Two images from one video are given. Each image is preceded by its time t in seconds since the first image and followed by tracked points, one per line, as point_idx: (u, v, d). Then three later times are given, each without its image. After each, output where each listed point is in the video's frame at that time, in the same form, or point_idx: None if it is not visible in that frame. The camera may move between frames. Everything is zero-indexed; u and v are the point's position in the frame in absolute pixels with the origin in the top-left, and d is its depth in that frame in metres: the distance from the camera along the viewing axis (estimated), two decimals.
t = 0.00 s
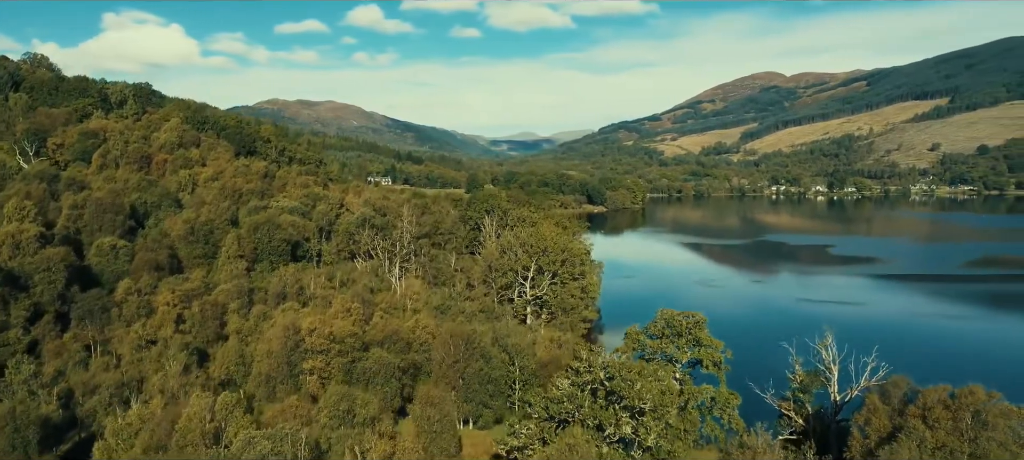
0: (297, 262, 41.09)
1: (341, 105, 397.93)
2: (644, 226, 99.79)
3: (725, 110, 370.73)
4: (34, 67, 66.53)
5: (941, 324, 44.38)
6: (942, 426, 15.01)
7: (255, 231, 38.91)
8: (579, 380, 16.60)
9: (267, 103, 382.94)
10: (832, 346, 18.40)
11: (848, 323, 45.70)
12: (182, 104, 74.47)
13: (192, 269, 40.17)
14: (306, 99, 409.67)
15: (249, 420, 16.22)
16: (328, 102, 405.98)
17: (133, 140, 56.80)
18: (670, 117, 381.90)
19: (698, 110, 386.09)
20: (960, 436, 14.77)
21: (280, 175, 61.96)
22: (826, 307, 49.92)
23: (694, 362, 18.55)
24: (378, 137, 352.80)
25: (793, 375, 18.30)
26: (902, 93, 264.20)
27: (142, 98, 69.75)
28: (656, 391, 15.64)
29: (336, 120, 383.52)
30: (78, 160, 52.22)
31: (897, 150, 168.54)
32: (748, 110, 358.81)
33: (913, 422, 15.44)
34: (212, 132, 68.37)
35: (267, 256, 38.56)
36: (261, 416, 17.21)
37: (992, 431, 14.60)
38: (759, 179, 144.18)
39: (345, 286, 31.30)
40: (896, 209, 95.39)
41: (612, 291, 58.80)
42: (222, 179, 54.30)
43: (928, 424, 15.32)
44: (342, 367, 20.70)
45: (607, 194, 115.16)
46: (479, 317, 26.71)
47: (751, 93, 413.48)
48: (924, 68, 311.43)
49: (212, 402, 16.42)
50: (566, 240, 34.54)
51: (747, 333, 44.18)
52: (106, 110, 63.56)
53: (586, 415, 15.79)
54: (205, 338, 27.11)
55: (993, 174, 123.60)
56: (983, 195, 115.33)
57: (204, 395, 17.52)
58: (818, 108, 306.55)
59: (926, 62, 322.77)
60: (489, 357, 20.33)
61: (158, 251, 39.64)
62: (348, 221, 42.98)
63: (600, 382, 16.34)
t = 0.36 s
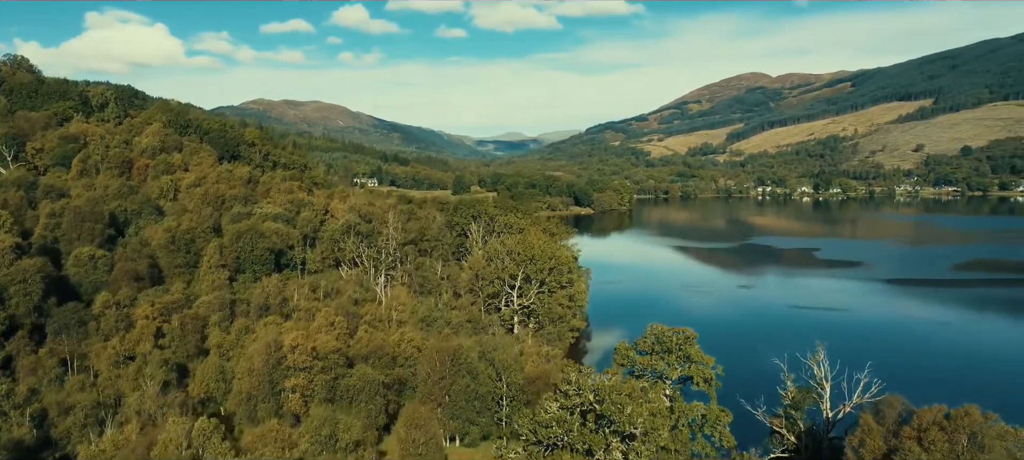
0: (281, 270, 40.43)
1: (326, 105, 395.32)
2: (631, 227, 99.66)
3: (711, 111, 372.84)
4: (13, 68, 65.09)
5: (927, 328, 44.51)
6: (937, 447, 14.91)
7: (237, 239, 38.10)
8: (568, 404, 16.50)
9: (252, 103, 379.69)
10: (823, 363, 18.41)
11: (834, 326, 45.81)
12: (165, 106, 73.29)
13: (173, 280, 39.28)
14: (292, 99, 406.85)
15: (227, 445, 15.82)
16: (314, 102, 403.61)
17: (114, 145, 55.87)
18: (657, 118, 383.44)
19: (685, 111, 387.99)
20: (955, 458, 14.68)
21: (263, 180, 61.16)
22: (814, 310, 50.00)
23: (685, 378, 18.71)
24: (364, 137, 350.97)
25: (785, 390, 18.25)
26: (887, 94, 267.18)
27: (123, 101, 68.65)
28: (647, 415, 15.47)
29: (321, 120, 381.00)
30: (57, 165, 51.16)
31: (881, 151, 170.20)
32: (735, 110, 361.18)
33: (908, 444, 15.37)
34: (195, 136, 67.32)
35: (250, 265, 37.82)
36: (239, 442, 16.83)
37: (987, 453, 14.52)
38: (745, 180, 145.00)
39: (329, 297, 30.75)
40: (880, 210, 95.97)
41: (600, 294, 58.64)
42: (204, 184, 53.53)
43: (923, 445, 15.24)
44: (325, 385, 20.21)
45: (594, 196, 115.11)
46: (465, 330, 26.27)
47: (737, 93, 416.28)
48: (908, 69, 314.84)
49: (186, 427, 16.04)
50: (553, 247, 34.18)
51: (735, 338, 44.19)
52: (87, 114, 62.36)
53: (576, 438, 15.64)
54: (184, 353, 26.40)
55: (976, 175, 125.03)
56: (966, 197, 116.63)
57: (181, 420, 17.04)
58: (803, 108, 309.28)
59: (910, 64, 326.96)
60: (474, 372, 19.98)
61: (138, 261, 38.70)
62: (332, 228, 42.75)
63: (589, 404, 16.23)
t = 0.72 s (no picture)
0: (264, 280, 39.69)
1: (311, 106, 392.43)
2: (617, 229, 99.58)
3: (697, 111, 374.88)
4: None
5: (912, 332, 44.76)
6: None
7: (219, 248, 37.40)
8: (559, 428, 16.47)
9: (237, 103, 376.30)
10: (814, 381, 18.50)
11: (819, 331, 46.11)
12: (147, 109, 72.10)
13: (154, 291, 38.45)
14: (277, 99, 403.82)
15: None
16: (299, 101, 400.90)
17: (93, 150, 54.90)
18: (643, 119, 385.04)
19: (671, 111, 389.82)
20: None
21: (247, 185, 60.36)
22: (799, 314, 50.27)
23: (675, 396, 18.92)
24: (350, 138, 348.91)
25: (776, 408, 18.34)
26: (871, 95, 270.13)
27: (104, 104, 67.52)
28: (638, 440, 15.33)
29: (306, 120, 378.07)
30: (35, 170, 50.09)
31: (866, 152, 171.87)
32: (721, 111, 363.33)
33: None
34: (178, 140, 66.29)
35: (232, 275, 36.98)
36: None
37: None
38: (731, 181, 145.70)
39: (313, 309, 30.19)
40: (865, 211, 96.61)
41: (586, 297, 58.59)
42: (186, 190, 52.74)
43: None
44: (305, 405, 19.83)
45: (581, 198, 115.16)
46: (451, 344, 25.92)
47: (722, 94, 418.79)
48: (892, 71, 318.11)
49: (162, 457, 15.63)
50: (540, 255, 33.84)
51: (720, 345, 44.36)
52: (66, 117, 61.14)
53: None
54: (163, 368, 25.85)
55: (959, 176, 126.46)
56: (949, 198, 117.86)
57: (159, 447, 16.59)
58: (788, 109, 311.83)
59: (893, 65, 330.88)
60: (461, 389, 19.61)
61: (118, 270, 37.85)
62: (316, 234, 42.65)
63: (578, 428, 16.28)
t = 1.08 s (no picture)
0: (246, 289, 38.98)
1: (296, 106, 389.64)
2: (603, 230, 99.50)
3: (683, 112, 376.80)
4: None
5: (898, 334, 44.94)
6: None
7: (200, 257, 36.66)
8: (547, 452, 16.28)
9: (221, 103, 372.86)
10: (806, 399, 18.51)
11: (806, 335, 46.10)
12: (128, 112, 70.84)
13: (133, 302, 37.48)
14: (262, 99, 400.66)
15: None
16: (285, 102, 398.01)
17: (73, 154, 53.84)
18: (629, 119, 386.41)
19: (657, 112, 391.49)
20: None
21: (229, 191, 59.49)
22: (786, 317, 50.26)
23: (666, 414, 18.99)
24: (336, 139, 346.73)
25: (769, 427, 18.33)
26: (855, 96, 272.79)
27: (84, 106, 66.32)
28: None
29: (291, 120, 375.13)
30: (12, 175, 48.90)
31: (850, 153, 173.38)
32: (707, 111, 365.37)
33: None
34: (159, 144, 65.19)
35: (213, 285, 36.19)
36: None
37: None
38: (717, 182, 146.37)
39: (297, 321, 29.59)
40: (849, 213, 97.07)
41: (572, 301, 58.27)
42: (166, 196, 51.86)
43: None
44: (286, 423, 19.31)
45: (567, 200, 115.12)
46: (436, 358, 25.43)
47: (708, 94, 421.27)
48: (875, 72, 321.51)
49: None
50: (527, 263, 33.37)
51: (707, 350, 44.26)
52: (45, 120, 59.85)
53: None
54: (141, 384, 25.29)
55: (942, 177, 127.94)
56: (933, 199, 119.17)
57: None
58: (774, 110, 314.19)
59: (877, 66, 334.53)
60: (446, 406, 19.23)
61: (96, 281, 36.88)
62: (300, 241, 42.29)
63: (568, 453, 16.04)
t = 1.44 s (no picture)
0: (227, 299, 38.20)
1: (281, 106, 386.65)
2: (589, 232, 99.41)
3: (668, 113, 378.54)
4: None
5: (885, 335, 45.09)
6: None
7: (180, 266, 35.85)
8: None
9: (204, 103, 368.86)
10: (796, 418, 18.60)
11: (795, 338, 46.02)
12: (108, 114, 69.47)
13: (111, 314, 36.45)
14: (246, 98, 396.91)
15: None
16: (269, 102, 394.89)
17: (52, 159, 52.61)
18: (615, 120, 387.66)
19: (643, 112, 392.96)
20: None
21: (211, 196, 58.53)
22: (773, 319, 50.15)
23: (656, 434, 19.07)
24: (321, 140, 344.46)
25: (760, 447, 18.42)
26: (839, 97, 275.52)
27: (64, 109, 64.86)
28: None
29: (275, 121, 372.03)
30: None
31: (835, 154, 174.87)
32: (693, 111, 367.29)
33: None
34: (140, 149, 63.98)
35: (194, 295, 35.36)
36: None
37: None
38: (703, 183, 146.94)
39: (279, 333, 28.93)
40: (834, 214, 97.64)
41: (557, 305, 57.72)
42: (147, 202, 50.88)
43: None
44: (267, 446, 18.87)
45: (553, 202, 114.97)
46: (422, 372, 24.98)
47: (694, 95, 423.71)
48: (858, 73, 325.03)
49: None
50: (514, 271, 32.95)
51: (696, 354, 43.92)
52: (23, 125, 58.52)
53: None
54: (118, 402, 24.52)
55: (925, 179, 129.43)
56: (917, 200, 120.47)
57: None
58: (758, 111, 316.50)
59: (861, 68, 338.46)
60: (432, 426, 18.93)
61: (72, 292, 35.76)
62: (282, 249, 41.76)
63: None
